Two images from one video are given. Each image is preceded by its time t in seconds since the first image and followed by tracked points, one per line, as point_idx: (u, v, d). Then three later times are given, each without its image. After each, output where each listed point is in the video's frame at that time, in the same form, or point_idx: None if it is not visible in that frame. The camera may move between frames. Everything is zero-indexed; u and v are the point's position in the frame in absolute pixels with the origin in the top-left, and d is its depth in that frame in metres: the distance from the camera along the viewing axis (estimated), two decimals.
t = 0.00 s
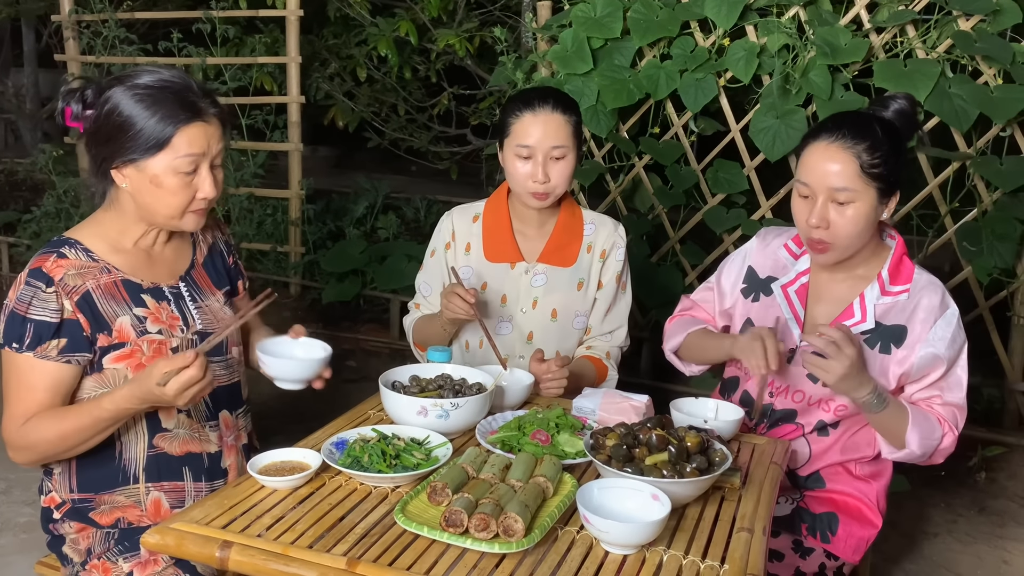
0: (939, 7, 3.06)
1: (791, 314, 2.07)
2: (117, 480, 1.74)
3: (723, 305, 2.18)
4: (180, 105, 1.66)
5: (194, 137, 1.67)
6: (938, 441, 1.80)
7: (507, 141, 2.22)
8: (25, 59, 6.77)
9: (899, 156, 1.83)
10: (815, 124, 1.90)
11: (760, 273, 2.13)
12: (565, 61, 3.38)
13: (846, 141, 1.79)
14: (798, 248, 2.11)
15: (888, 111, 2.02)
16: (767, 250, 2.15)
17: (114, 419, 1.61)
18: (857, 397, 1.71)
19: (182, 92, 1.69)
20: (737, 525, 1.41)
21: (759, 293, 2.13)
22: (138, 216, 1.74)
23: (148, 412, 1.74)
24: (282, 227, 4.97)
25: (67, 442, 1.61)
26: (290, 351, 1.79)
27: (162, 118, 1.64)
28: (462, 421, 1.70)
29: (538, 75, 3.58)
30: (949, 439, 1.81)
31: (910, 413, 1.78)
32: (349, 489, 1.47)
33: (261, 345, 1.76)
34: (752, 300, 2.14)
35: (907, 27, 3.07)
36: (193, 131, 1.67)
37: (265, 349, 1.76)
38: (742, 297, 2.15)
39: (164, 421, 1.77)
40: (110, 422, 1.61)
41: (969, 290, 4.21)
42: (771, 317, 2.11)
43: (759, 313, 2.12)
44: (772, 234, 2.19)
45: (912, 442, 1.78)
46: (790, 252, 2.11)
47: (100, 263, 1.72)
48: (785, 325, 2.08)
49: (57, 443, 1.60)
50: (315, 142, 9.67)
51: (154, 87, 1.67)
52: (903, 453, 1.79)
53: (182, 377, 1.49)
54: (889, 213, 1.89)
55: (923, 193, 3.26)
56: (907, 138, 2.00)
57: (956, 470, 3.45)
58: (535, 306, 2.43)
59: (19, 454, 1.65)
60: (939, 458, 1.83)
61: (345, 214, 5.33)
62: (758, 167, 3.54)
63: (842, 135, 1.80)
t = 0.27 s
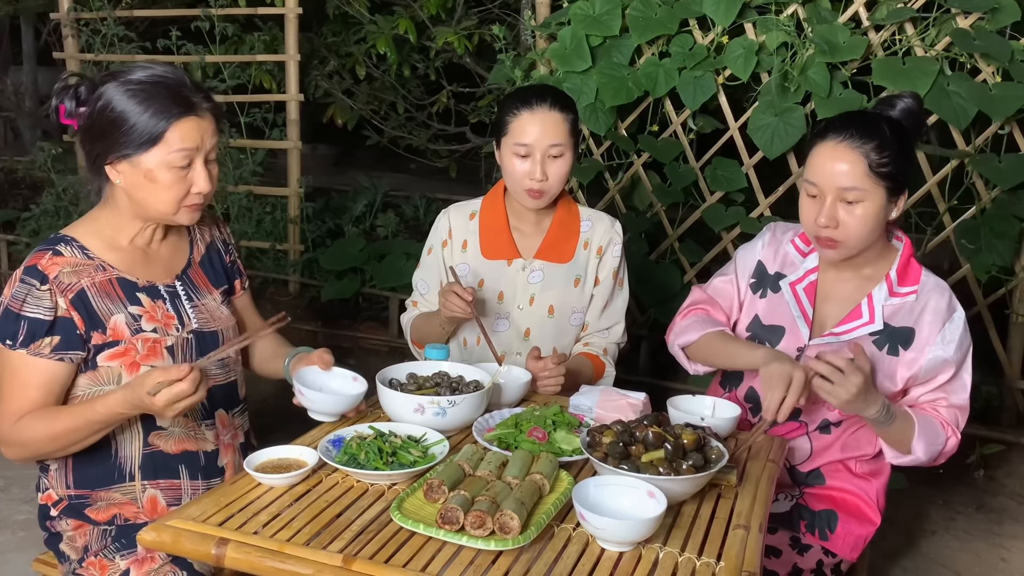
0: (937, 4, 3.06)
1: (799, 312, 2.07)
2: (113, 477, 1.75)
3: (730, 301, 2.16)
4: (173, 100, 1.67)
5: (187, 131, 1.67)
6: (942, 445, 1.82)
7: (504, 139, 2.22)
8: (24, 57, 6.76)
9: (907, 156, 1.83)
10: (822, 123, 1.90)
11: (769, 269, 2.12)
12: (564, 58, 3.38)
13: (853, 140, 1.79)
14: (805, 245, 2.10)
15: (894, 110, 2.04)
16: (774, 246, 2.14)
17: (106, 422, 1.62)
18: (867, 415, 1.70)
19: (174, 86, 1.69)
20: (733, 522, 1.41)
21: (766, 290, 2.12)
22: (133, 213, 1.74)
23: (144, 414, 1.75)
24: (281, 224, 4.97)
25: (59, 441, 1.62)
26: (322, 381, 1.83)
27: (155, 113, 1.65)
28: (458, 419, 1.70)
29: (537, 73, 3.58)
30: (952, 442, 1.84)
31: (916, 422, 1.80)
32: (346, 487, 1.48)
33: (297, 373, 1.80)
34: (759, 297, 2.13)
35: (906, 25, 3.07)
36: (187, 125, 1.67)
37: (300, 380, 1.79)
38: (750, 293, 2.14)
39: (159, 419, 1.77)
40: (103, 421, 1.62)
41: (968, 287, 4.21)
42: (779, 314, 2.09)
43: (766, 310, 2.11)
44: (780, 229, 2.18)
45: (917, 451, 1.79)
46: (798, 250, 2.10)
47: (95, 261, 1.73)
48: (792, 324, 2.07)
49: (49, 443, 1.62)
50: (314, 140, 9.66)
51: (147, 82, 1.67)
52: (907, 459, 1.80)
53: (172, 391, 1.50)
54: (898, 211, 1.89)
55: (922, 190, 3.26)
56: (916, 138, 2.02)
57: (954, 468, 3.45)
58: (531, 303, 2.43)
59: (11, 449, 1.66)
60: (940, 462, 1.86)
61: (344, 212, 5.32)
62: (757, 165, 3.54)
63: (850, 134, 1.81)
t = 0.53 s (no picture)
0: (937, 4, 3.06)
1: (804, 314, 2.06)
2: (112, 477, 1.75)
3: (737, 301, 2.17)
4: (170, 99, 1.67)
5: (184, 129, 1.67)
6: (936, 453, 1.82)
7: (504, 139, 2.22)
8: (25, 56, 6.77)
9: (916, 156, 1.83)
10: (830, 123, 1.89)
11: (775, 269, 2.12)
12: (564, 58, 3.38)
13: (861, 140, 1.79)
14: (811, 245, 2.10)
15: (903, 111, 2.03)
16: (778, 246, 2.14)
17: (106, 427, 1.63)
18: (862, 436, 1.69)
19: (171, 85, 1.69)
20: (729, 521, 1.41)
21: (771, 289, 2.12)
22: (131, 213, 1.75)
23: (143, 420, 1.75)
24: (282, 224, 4.97)
25: (59, 444, 1.63)
26: (326, 394, 1.81)
27: (151, 111, 1.65)
28: (456, 418, 1.70)
29: (537, 72, 3.58)
30: (946, 450, 1.84)
31: (910, 434, 1.80)
32: (343, 486, 1.48)
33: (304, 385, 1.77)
34: (764, 297, 2.13)
35: (906, 24, 3.07)
36: (184, 124, 1.67)
37: (309, 392, 1.76)
38: (756, 293, 2.14)
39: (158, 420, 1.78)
40: (103, 424, 1.62)
41: (968, 287, 4.21)
42: (784, 315, 2.09)
43: (771, 310, 2.11)
44: (787, 229, 2.18)
45: (911, 462, 1.78)
46: (803, 250, 2.10)
47: (94, 262, 1.73)
48: (797, 325, 2.07)
49: (49, 445, 1.62)
50: (315, 139, 9.67)
51: (143, 81, 1.68)
52: (901, 470, 1.80)
53: (171, 397, 1.50)
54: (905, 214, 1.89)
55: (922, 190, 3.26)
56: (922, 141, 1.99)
57: (954, 468, 3.45)
58: (530, 302, 2.43)
59: (10, 448, 1.66)
60: (935, 469, 1.85)
61: (344, 211, 5.33)
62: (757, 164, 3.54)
63: (858, 134, 1.80)
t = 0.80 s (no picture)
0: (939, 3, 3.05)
1: (805, 315, 2.06)
2: (113, 479, 1.76)
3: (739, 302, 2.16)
4: (171, 100, 1.67)
5: (186, 130, 1.67)
6: (932, 460, 1.82)
7: (507, 140, 2.22)
8: (28, 57, 6.78)
9: (919, 155, 1.82)
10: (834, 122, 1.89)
11: (776, 270, 2.12)
12: (565, 58, 3.38)
13: (864, 139, 1.79)
14: (812, 247, 2.10)
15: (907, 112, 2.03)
16: (779, 247, 2.14)
17: (108, 432, 1.64)
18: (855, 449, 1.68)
19: (172, 86, 1.69)
20: (729, 523, 1.41)
21: (772, 291, 2.12)
22: (133, 214, 1.75)
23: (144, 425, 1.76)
24: (284, 224, 4.97)
25: (60, 447, 1.63)
26: (328, 395, 1.81)
27: (152, 113, 1.65)
28: (456, 419, 1.71)
29: (538, 73, 3.58)
30: (943, 457, 1.83)
31: (904, 441, 1.80)
32: (343, 486, 1.48)
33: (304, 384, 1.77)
34: (765, 298, 2.13)
35: (908, 24, 3.06)
36: (185, 125, 1.67)
37: (309, 392, 1.77)
38: (757, 294, 2.14)
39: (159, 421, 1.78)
40: (105, 428, 1.62)
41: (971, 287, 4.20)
42: (784, 317, 2.10)
43: (771, 312, 2.11)
44: (788, 230, 2.18)
45: (906, 470, 1.79)
46: (804, 251, 2.11)
47: (95, 264, 1.73)
48: (797, 328, 2.07)
49: (51, 448, 1.62)
50: (317, 139, 9.68)
51: (144, 82, 1.68)
52: (897, 477, 1.80)
53: (171, 399, 1.50)
54: (907, 214, 1.87)
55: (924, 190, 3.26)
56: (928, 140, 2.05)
57: (956, 468, 3.44)
58: (532, 303, 2.44)
59: (12, 450, 1.67)
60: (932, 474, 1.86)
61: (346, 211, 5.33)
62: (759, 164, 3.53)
63: (861, 134, 1.80)
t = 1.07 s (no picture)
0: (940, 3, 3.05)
1: (802, 318, 2.06)
2: (112, 479, 1.76)
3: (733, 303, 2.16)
4: (171, 100, 1.67)
5: (186, 130, 1.67)
6: (926, 463, 1.81)
7: (508, 141, 2.22)
8: (30, 57, 6.79)
9: (918, 155, 1.82)
10: (831, 122, 1.88)
11: (772, 272, 2.11)
12: (566, 58, 3.38)
13: (862, 139, 1.78)
14: (810, 248, 2.09)
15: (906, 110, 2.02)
16: (776, 248, 2.13)
17: (108, 433, 1.64)
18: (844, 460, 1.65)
19: (172, 86, 1.69)
20: (729, 523, 1.41)
21: (769, 294, 2.11)
22: (133, 214, 1.75)
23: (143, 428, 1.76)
24: (285, 224, 4.97)
25: (60, 448, 1.63)
26: (329, 396, 1.81)
27: (152, 112, 1.65)
28: (456, 419, 1.70)
29: (539, 72, 3.57)
30: (937, 460, 1.82)
31: (896, 446, 1.79)
32: (342, 487, 1.48)
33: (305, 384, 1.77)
34: (761, 300, 2.12)
35: (909, 24, 3.06)
36: (185, 124, 1.67)
37: (310, 393, 1.77)
38: (753, 296, 2.13)
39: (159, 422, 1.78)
40: (105, 429, 1.62)
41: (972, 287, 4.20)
42: (781, 320, 2.09)
43: (768, 315, 2.11)
44: (786, 230, 2.17)
45: (900, 475, 1.77)
46: (802, 252, 2.09)
47: (96, 264, 1.73)
48: (795, 330, 2.07)
49: (51, 449, 1.63)
50: (319, 139, 9.69)
51: (144, 81, 1.68)
52: (890, 482, 1.79)
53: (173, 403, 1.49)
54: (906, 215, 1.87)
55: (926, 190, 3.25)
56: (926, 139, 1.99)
57: (957, 469, 3.43)
58: (533, 304, 2.43)
59: (11, 450, 1.67)
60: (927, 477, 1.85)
61: (348, 211, 5.33)
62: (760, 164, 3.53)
63: (859, 133, 1.79)
